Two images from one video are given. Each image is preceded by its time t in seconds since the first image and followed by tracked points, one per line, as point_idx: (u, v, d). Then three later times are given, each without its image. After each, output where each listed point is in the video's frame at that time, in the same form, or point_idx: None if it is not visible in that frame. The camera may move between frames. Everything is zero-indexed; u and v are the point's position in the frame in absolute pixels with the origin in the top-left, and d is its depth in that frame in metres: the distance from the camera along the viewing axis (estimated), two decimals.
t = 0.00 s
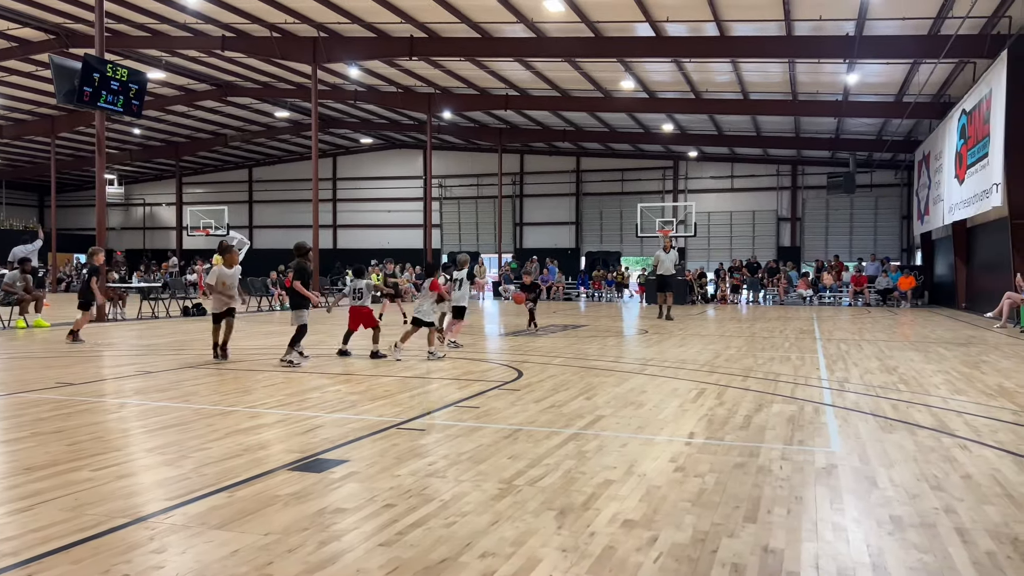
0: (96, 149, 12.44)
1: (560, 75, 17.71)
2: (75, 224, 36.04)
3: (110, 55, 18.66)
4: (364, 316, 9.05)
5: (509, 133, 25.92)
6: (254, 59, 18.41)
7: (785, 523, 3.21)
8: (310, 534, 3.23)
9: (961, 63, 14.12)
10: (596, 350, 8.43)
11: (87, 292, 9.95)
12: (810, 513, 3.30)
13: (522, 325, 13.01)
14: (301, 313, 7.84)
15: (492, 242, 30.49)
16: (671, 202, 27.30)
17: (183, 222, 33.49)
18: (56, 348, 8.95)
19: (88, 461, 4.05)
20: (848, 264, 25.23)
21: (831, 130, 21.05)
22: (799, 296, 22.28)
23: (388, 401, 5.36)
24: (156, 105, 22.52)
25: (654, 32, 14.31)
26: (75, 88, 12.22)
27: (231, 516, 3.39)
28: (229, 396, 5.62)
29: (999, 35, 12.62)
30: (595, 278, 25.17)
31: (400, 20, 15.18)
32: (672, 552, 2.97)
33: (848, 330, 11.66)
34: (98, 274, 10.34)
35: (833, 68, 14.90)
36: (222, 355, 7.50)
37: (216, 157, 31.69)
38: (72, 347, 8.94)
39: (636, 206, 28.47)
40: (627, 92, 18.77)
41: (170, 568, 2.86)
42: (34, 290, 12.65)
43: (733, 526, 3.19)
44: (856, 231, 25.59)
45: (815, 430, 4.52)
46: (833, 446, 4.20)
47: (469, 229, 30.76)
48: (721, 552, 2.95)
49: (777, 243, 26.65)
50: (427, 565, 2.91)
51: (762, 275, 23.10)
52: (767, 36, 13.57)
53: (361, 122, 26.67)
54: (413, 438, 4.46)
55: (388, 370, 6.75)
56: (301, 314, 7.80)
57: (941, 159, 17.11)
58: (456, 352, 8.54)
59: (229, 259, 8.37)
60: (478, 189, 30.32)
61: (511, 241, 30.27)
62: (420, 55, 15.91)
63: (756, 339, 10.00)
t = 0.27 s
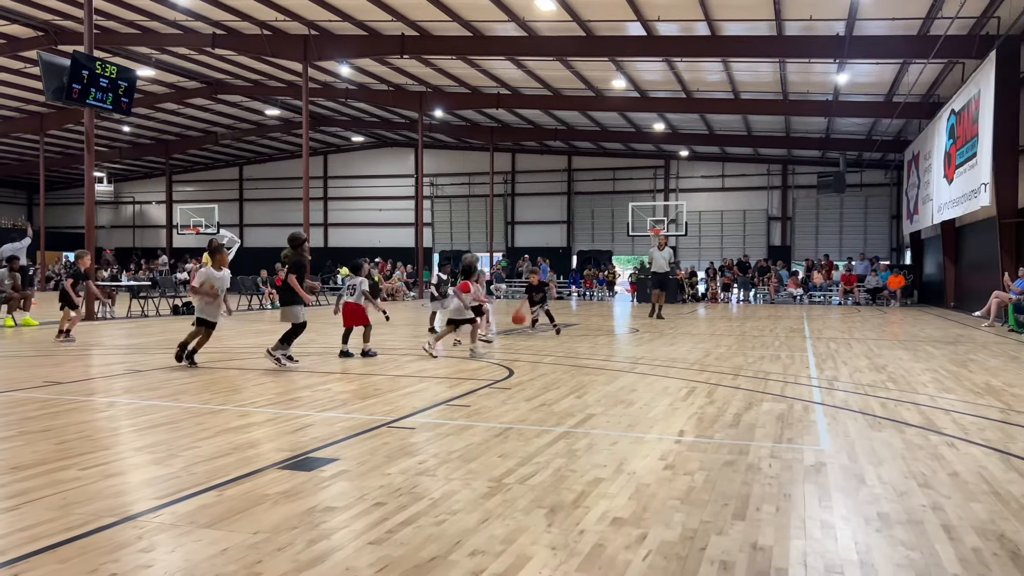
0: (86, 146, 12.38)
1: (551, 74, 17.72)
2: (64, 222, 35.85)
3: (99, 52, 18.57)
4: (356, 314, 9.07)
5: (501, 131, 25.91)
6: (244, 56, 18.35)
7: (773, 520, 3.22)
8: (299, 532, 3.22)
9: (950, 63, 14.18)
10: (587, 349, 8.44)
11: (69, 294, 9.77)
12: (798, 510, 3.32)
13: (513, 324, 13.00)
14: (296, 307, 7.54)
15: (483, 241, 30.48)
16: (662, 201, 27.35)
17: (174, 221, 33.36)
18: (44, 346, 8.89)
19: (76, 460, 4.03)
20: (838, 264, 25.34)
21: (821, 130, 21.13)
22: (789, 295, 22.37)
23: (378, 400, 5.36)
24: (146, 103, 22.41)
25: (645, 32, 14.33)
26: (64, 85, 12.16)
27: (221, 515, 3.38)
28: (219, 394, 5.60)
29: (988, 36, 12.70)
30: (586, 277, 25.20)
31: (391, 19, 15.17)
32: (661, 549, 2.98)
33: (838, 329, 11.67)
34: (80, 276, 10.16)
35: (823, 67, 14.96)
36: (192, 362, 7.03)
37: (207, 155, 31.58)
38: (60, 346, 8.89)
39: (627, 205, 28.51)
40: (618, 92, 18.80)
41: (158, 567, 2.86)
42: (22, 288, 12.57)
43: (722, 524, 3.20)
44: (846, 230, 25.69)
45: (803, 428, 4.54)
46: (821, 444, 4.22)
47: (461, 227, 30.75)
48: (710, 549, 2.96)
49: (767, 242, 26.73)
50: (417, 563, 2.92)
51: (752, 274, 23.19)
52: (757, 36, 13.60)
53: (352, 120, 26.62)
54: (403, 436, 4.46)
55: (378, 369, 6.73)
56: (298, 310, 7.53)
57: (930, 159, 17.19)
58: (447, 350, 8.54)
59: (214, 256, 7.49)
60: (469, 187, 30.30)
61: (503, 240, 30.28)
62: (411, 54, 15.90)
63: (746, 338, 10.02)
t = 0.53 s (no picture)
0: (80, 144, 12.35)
1: (547, 73, 17.71)
2: (59, 221, 35.75)
3: (94, 51, 18.52)
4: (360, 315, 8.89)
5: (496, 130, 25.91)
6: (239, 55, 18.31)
7: (767, 518, 3.23)
8: (293, 531, 3.22)
9: (943, 62, 14.22)
10: (582, 347, 8.44)
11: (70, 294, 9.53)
12: (792, 508, 3.33)
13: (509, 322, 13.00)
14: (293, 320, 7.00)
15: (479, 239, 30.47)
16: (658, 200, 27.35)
17: (169, 219, 33.29)
18: (38, 345, 8.87)
19: (70, 459, 4.03)
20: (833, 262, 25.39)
21: (816, 129, 21.16)
22: (784, 294, 22.43)
23: (374, 398, 5.35)
24: (141, 101, 22.36)
25: (640, 30, 14.33)
26: (57, 83, 12.13)
27: (215, 514, 3.38)
28: (213, 393, 5.59)
29: (981, 35, 12.74)
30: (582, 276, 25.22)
31: (387, 17, 15.15)
32: (655, 547, 2.98)
33: (832, 328, 11.70)
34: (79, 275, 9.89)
35: (818, 66, 14.98)
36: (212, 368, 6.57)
37: (202, 154, 31.50)
38: (53, 345, 8.85)
39: (622, 204, 28.54)
40: (613, 90, 18.81)
41: (152, 567, 2.85)
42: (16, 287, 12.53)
43: (716, 522, 3.21)
44: (841, 229, 25.74)
45: (798, 426, 4.55)
46: (816, 442, 4.23)
47: (456, 226, 30.74)
48: (704, 547, 2.96)
49: (762, 241, 26.77)
50: (411, 561, 2.92)
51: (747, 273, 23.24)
52: (751, 34, 13.62)
53: (348, 118, 26.58)
54: (398, 435, 4.46)
55: (373, 368, 6.73)
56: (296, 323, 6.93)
57: (924, 158, 17.22)
58: (442, 349, 8.53)
59: (224, 253, 7.10)
60: (465, 186, 30.29)
61: (499, 239, 30.27)
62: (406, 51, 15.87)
63: (741, 336, 10.03)
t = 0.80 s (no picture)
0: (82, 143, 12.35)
1: (549, 71, 17.70)
2: (61, 220, 35.78)
3: (95, 50, 18.52)
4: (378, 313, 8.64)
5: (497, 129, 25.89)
6: (241, 53, 18.31)
7: (770, 516, 3.23)
8: (297, 530, 3.22)
9: (945, 60, 14.20)
10: (585, 345, 8.44)
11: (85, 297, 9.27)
12: (795, 506, 3.33)
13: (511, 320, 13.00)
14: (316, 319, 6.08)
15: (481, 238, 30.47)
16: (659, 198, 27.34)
17: (171, 218, 33.31)
18: (40, 344, 8.88)
19: (73, 458, 4.03)
20: (835, 260, 25.38)
21: (817, 127, 21.13)
22: (785, 291, 22.43)
23: (376, 397, 5.36)
24: (142, 100, 22.36)
25: (641, 28, 14.32)
26: (59, 82, 12.13)
27: (218, 512, 3.39)
28: (216, 392, 5.59)
29: (984, 32, 12.71)
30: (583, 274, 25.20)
31: (388, 15, 15.15)
32: (658, 545, 2.98)
33: (834, 325, 11.69)
34: (90, 273, 9.69)
35: (819, 64, 14.96)
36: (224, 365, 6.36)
37: (203, 153, 31.51)
38: (56, 344, 8.87)
39: (624, 202, 28.53)
40: (615, 88, 18.79)
41: (156, 566, 2.86)
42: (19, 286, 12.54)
43: (719, 520, 3.21)
44: (843, 227, 25.74)
45: (800, 424, 4.55)
46: (818, 440, 4.23)
47: (458, 224, 30.74)
48: (707, 544, 2.97)
49: (764, 239, 26.75)
50: (415, 559, 2.92)
51: (749, 271, 23.25)
52: (752, 32, 13.60)
53: (349, 117, 26.58)
54: (401, 433, 4.46)
55: (375, 366, 6.74)
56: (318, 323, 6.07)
57: (926, 156, 17.20)
58: (444, 348, 8.53)
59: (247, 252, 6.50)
60: (467, 184, 30.28)
61: (500, 237, 30.25)
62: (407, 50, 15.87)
63: (743, 334, 10.03)
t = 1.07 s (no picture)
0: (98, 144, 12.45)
1: (560, 69, 17.68)
2: (76, 220, 36.07)
3: (110, 51, 18.65)
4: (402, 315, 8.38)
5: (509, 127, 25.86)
6: (254, 53, 18.39)
7: (785, 515, 3.22)
8: (311, 528, 3.24)
9: (962, 56, 14.07)
10: (598, 344, 8.43)
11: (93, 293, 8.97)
12: (810, 506, 3.31)
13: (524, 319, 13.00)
14: (345, 311, 5.47)
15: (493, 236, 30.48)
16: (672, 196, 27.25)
17: (185, 218, 33.52)
18: (58, 343, 8.96)
19: (91, 456, 4.07)
20: (849, 258, 25.22)
21: (831, 124, 20.99)
22: (799, 290, 22.33)
23: (390, 396, 5.38)
24: (156, 101, 22.51)
25: (653, 26, 14.27)
26: (75, 84, 12.23)
27: (234, 510, 3.41)
28: (231, 390, 5.62)
29: (1001, 27, 12.57)
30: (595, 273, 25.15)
31: (400, 15, 15.18)
32: (673, 544, 2.98)
33: (849, 324, 11.62)
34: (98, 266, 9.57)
35: (833, 60, 14.86)
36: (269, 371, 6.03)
37: (216, 153, 31.68)
38: (73, 343, 8.95)
39: (636, 200, 28.45)
40: (627, 86, 18.72)
41: (173, 563, 2.89)
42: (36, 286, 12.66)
43: (734, 519, 3.20)
44: (857, 225, 25.58)
45: (815, 423, 4.53)
46: (833, 439, 4.21)
47: (469, 223, 30.76)
48: (721, 543, 2.96)
49: (777, 237, 26.62)
50: (429, 557, 2.93)
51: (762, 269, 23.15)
52: (765, 29, 13.52)
53: (361, 116, 26.64)
54: (415, 431, 4.47)
55: (389, 365, 6.75)
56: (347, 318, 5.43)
57: (942, 153, 17.06)
58: (457, 346, 8.54)
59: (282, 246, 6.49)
60: (479, 183, 30.30)
61: (512, 236, 30.25)
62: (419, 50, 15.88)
63: (757, 332, 9.98)
